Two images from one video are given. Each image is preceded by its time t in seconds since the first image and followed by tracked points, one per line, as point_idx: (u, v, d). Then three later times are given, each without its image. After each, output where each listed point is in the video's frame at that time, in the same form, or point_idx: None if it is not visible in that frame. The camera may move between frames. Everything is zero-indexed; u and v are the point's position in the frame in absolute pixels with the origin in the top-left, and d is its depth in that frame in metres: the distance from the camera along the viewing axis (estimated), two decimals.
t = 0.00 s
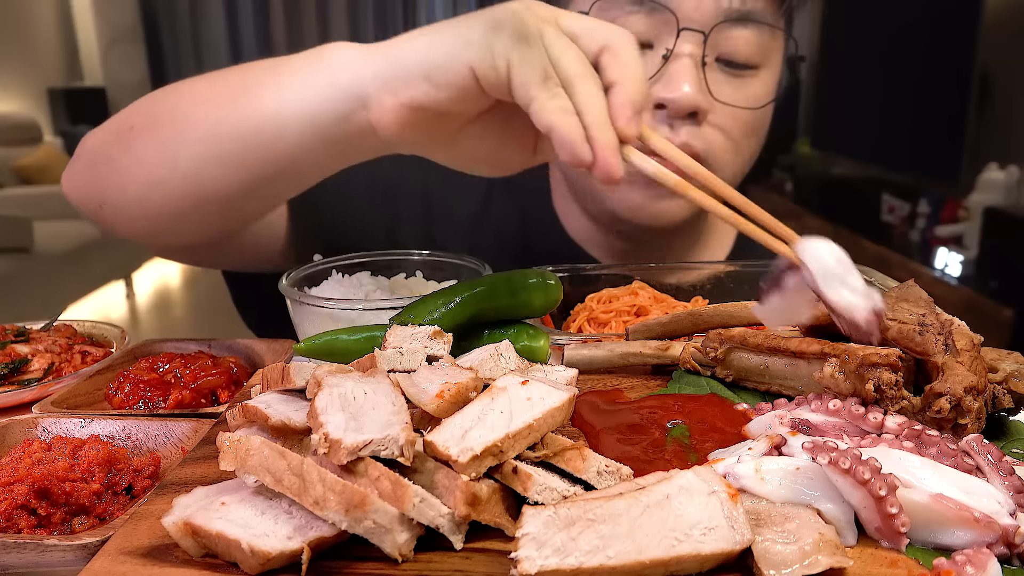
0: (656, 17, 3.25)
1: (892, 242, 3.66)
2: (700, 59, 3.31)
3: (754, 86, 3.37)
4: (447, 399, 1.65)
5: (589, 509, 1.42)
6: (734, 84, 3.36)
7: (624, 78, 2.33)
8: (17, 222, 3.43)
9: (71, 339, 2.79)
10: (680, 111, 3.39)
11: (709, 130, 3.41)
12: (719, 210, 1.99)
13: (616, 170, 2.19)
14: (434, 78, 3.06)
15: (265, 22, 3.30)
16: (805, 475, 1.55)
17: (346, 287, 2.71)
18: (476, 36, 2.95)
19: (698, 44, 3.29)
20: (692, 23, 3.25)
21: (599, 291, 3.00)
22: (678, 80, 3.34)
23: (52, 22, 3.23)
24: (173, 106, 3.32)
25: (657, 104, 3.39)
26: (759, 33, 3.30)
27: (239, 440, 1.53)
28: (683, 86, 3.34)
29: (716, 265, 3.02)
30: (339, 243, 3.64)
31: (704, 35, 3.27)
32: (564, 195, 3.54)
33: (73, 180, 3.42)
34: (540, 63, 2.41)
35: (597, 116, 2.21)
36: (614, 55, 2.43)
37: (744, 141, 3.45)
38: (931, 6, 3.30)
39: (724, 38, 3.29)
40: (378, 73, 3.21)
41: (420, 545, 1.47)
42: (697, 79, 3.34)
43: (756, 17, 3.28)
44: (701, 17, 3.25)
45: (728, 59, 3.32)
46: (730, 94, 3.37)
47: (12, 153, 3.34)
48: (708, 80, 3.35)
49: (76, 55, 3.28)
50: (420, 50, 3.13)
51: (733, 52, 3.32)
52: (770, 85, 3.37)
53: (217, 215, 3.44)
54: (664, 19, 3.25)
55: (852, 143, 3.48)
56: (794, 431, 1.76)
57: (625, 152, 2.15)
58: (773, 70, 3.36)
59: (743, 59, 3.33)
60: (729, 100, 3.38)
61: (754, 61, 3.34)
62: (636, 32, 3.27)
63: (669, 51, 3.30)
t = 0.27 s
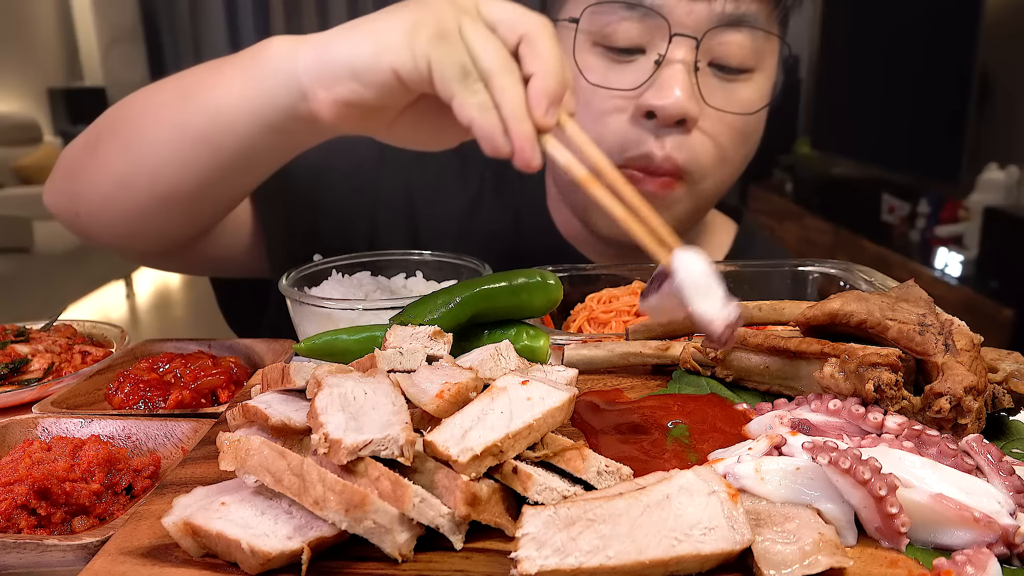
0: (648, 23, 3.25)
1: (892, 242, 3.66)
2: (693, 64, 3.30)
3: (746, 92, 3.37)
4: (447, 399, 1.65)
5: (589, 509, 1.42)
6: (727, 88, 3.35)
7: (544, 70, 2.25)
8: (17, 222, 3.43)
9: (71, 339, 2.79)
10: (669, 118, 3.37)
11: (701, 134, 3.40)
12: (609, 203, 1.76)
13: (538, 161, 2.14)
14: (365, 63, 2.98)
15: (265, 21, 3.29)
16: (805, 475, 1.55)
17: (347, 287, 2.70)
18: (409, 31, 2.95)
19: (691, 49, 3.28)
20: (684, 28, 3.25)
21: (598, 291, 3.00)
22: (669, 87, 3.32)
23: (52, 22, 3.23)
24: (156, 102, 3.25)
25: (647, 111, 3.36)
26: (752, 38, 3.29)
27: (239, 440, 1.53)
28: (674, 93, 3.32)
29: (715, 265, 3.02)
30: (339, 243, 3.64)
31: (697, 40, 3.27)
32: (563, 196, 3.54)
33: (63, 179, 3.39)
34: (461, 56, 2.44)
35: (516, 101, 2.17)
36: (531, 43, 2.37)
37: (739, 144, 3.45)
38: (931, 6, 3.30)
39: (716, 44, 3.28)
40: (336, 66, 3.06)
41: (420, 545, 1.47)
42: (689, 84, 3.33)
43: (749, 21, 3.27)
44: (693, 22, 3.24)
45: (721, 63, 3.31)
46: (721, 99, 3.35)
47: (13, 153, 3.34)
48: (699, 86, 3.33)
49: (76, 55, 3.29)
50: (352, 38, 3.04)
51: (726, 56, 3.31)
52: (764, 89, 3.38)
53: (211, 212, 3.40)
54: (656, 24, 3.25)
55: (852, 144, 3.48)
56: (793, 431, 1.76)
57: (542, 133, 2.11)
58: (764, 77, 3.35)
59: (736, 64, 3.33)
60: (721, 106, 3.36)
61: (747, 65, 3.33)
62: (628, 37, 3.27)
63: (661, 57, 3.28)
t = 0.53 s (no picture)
0: (637, 22, 3.25)
1: (892, 242, 3.66)
2: (682, 63, 3.30)
3: (736, 89, 3.37)
4: (447, 399, 1.65)
5: (589, 509, 1.42)
6: (717, 86, 3.35)
7: (552, 174, 2.29)
8: (16, 222, 3.42)
9: (71, 339, 2.79)
10: (662, 116, 3.37)
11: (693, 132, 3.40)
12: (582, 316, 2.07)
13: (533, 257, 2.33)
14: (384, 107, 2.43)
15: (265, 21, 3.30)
16: (805, 475, 1.55)
17: (346, 286, 2.71)
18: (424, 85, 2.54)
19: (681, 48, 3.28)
20: (673, 27, 3.25)
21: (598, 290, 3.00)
22: (660, 86, 3.32)
23: (52, 21, 3.23)
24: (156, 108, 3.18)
25: (638, 110, 3.38)
26: (741, 35, 3.29)
27: (239, 440, 1.53)
28: (664, 91, 3.32)
29: (715, 265, 3.02)
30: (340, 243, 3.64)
31: (686, 39, 3.27)
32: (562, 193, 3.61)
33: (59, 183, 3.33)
34: (471, 149, 2.36)
35: (524, 204, 2.28)
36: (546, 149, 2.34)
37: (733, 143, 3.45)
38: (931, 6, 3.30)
39: (705, 42, 3.28)
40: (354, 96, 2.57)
41: (420, 545, 1.47)
42: (679, 83, 3.32)
43: (738, 19, 3.27)
44: (682, 21, 3.24)
45: (711, 61, 3.32)
46: (712, 97, 3.35)
47: (13, 152, 3.33)
48: (689, 84, 3.33)
49: (76, 55, 3.29)
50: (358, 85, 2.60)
51: (715, 55, 3.31)
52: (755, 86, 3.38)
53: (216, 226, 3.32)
54: (644, 24, 3.25)
55: (852, 144, 3.48)
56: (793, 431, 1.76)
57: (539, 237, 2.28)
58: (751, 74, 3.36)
59: (726, 62, 3.33)
60: (711, 103, 3.36)
61: (738, 63, 3.34)
62: (617, 36, 3.27)
63: (650, 56, 3.29)
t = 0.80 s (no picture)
0: (641, 20, 3.24)
1: (892, 242, 3.66)
2: (686, 62, 3.29)
3: (740, 89, 3.37)
4: (447, 399, 1.65)
5: (589, 509, 1.42)
6: (720, 86, 3.35)
7: (531, 139, 2.41)
8: (17, 222, 3.44)
9: (71, 339, 2.79)
10: (663, 116, 3.37)
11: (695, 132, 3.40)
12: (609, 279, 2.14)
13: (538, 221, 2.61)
14: (353, 132, 2.97)
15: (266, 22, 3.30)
16: (805, 475, 1.55)
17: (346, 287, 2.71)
18: (389, 96, 2.90)
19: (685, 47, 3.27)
20: (677, 25, 3.23)
21: (598, 291, 3.00)
22: (663, 84, 3.31)
23: (53, 21, 3.24)
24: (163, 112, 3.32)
25: (641, 109, 3.37)
26: (745, 35, 3.29)
27: (239, 440, 1.53)
28: (668, 90, 3.31)
29: (715, 265, 3.02)
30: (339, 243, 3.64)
31: (690, 38, 3.26)
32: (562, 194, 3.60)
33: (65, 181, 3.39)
34: (449, 142, 2.58)
35: (511, 180, 2.48)
36: (518, 115, 2.44)
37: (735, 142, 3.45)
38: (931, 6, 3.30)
39: (710, 41, 3.27)
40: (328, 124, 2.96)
41: (420, 545, 1.47)
42: (683, 82, 3.32)
43: (742, 18, 3.27)
44: (686, 20, 3.23)
45: (715, 60, 3.31)
46: (714, 96, 3.35)
47: (13, 152, 3.34)
48: (693, 83, 3.33)
49: (76, 55, 3.29)
50: (331, 103, 3.05)
51: (719, 54, 3.31)
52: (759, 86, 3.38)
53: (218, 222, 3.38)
54: (649, 21, 3.23)
55: (852, 144, 3.48)
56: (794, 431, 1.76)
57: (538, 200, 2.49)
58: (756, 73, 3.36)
59: (730, 62, 3.33)
60: (715, 103, 3.36)
61: (741, 62, 3.34)
62: (622, 35, 3.26)
63: (655, 55, 3.27)
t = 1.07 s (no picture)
0: (648, 22, 3.25)
1: (892, 242, 3.66)
2: (693, 65, 3.29)
3: (746, 92, 3.37)
4: (447, 399, 1.65)
5: (589, 509, 1.42)
6: (727, 88, 3.35)
7: (478, 113, 2.08)
8: (16, 222, 3.44)
9: (71, 339, 2.79)
10: (670, 117, 3.37)
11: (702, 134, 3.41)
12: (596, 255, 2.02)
13: (510, 193, 2.29)
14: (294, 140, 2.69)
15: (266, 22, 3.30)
16: (805, 475, 1.55)
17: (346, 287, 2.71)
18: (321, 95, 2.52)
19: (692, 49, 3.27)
20: (683, 28, 3.24)
21: (599, 291, 3.00)
22: (670, 86, 3.32)
23: (53, 22, 3.24)
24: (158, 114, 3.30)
25: (648, 110, 3.37)
26: (752, 38, 3.30)
27: (239, 440, 1.53)
28: (675, 92, 3.32)
29: (715, 265, 3.02)
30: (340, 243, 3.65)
31: (697, 40, 3.26)
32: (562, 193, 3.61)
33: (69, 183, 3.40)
34: (395, 132, 2.31)
35: (468, 163, 2.20)
36: (462, 89, 2.11)
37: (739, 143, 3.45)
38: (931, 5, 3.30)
39: (717, 44, 3.28)
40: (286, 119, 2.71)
41: (420, 545, 1.47)
42: (689, 84, 3.32)
43: (749, 22, 3.27)
44: (693, 22, 3.24)
45: (721, 63, 3.32)
46: (722, 99, 3.36)
47: (13, 152, 3.34)
48: (700, 86, 3.33)
49: (76, 55, 3.29)
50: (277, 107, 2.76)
51: (726, 56, 3.31)
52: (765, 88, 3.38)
53: (216, 224, 3.37)
54: (656, 24, 3.25)
55: (852, 144, 3.48)
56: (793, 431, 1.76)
57: (505, 173, 2.20)
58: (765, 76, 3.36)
59: (737, 65, 3.33)
60: (722, 105, 3.36)
61: (748, 66, 3.34)
62: (627, 36, 3.28)
63: (661, 57, 3.28)
